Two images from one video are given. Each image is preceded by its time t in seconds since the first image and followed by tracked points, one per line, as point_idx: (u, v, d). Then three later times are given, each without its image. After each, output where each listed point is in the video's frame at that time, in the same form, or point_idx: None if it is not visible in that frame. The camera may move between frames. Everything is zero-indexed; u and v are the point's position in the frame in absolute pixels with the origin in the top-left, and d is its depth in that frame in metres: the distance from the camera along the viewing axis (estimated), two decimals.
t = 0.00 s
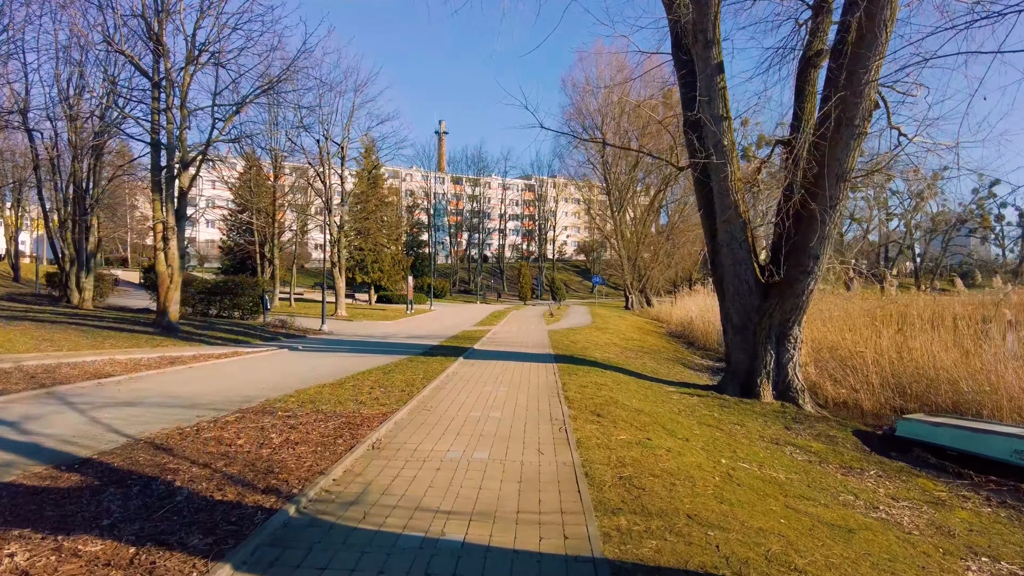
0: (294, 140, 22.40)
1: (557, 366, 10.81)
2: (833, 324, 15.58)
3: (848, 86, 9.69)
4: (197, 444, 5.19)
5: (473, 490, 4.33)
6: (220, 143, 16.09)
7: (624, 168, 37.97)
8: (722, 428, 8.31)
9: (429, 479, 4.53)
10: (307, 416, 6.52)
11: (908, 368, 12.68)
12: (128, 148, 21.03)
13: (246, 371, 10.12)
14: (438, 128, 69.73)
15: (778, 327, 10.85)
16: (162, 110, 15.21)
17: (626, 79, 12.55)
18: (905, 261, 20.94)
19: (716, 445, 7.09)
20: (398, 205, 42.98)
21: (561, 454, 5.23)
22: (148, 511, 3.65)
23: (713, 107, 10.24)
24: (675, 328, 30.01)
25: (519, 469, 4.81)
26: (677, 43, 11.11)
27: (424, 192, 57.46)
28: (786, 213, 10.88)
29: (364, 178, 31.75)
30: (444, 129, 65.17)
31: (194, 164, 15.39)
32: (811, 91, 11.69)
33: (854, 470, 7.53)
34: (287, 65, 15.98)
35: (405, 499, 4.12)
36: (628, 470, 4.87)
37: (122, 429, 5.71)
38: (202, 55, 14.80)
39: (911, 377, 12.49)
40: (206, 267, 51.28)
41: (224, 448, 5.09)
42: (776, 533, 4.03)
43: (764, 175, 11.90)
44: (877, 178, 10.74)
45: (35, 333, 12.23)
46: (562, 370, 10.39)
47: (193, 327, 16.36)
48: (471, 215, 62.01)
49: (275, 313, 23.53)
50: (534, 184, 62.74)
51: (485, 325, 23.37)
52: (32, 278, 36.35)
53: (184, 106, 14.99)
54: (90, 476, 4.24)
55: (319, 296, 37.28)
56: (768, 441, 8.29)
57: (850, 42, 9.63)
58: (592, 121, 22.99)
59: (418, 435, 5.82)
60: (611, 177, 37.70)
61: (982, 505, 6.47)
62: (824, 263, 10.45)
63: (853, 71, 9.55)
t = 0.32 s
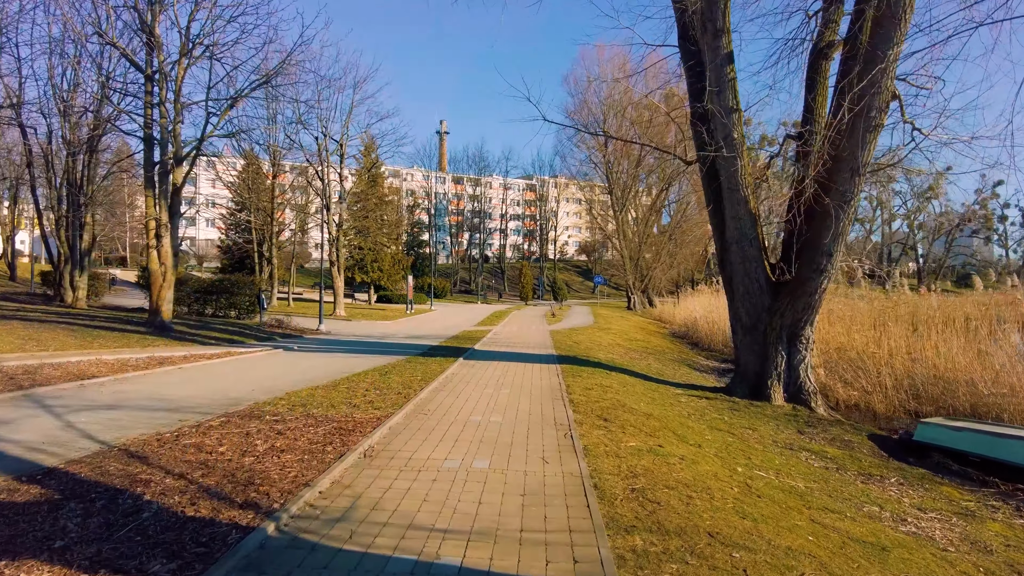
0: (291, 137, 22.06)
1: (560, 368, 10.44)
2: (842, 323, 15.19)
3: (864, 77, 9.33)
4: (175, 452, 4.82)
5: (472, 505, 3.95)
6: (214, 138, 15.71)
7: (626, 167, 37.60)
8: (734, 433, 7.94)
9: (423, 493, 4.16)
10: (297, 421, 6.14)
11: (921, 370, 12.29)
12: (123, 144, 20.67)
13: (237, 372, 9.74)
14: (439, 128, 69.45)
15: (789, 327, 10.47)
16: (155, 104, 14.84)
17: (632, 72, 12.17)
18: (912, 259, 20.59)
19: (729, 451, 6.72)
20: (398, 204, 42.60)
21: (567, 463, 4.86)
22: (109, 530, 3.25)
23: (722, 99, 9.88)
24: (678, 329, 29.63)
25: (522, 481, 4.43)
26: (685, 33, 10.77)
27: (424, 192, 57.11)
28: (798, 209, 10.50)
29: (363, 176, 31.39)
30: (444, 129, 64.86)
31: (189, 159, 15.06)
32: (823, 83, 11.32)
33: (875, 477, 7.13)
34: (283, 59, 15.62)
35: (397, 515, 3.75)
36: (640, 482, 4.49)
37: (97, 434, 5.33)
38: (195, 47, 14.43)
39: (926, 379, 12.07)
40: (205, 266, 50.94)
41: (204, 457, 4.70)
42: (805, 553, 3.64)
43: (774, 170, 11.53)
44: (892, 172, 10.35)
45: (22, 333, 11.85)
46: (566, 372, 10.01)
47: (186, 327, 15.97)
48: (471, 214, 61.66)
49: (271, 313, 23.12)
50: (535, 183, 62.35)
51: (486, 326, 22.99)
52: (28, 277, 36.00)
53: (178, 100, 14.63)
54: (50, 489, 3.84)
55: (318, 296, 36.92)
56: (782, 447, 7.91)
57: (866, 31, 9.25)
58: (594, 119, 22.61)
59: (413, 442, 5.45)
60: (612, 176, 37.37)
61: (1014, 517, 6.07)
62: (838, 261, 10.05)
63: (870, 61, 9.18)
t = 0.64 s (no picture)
0: (287, 136, 21.73)
1: (561, 373, 10.09)
2: (850, 327, 14.81)
3: (876, 72, 8.99)
4: (146, 468, 4.47)
5: (463, 531, 3.61)
6: (207, 137, 15.36)
7: (627, 168, 37.26)
8: (742, 444, 7.59)
9: (411, 516, 3.82)
10: (280, 432, 5.79)
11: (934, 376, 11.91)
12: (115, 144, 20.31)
13: (225, 378, 9.38)
14: (440, 129, 69.13)
15: (798, 332, 10.12)
16: (147, 102, 14.49)
17: (633, 71, 11.83)
18: (920, 262, 20.23)
19: (739, 464, 6.37)
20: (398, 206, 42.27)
21: (568, 481, 4.52)
22: (55, 565, 2.91)
23: (728, 95, 9.55)
24: (680, 332, 29.23)
25: (518, 503, 4.09)
26: (688, 29, 10.46)
27: (424, 194, 56.78)
28: (806, 208, 10.16)
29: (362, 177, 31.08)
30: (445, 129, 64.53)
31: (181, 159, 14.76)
32: (831, 80, 10.98)
33: (891, 491, 6.79)
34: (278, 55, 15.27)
35: (380, 543, 3.41)
36: (645, 502, 4.16)
37: (65, 448, 4.98)
38: (188, 44, 14.09)
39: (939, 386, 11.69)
40: (204, 268, 50.65)
41: (176, 474, 4.36)
42: None
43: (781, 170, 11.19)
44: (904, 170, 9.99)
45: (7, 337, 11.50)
46: (567, 378, 9.65)
47: (178, 330, 15.61)
48: (472, 216, 61.36)
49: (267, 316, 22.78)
50: (536, 184, 62.03)
51: (486, 329, 22.62)
52: (24, 279, 35.57)
53: (170, 98, 14.30)
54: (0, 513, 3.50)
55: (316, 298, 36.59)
56: (792, 457, 7.56)
57: (878, 24, 8.91)
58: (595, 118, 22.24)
59: (404, 456, 5.12)
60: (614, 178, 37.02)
61: None
62: (848, 263, 9.70)
63: (883, 55, 8.84)
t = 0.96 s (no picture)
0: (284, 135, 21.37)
1: (562, 378, 9.71)
2: (859, 329, 14.39)
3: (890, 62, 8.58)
4: (109, 485, 4.09)
5: (450, 561, 3.23)
6: (198, 135, 14.96)
7: (629, 168, 36.86)
8: (753, 453, 7.18)
9: (391, 543, 3.43)
10: (261, 444, 5.41)
11: (949, 379, 11.49)
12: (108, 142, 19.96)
13: (212, 383, 9.00)
14: (441, 130, 68.93)
15: (808, 334, 9.73)
16: (137, 99, 14.13)
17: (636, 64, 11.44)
18: (929, 261, 19.88)
19: (752, 476, 5.98)
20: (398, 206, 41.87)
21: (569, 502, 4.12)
22: None
23: (735, 87, 9.19)
24: (683, 333, 28.84)
25: (514, 527, 3.70)
26: (693, 20, 10.11)
27: (425, 195, 56.44)
28: (817, 205, 9.76)
29: (361, 177, 30.72)
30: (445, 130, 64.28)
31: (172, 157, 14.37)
32: (841, 73, 10.58)
33: (913, 503, 6.37)
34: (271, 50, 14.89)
35: None
36: (653, 525, 3.79)
37: (24, 463, 4.59)
38: (178, 39, 13.69)
39: (954, 389, 11.25)
40: (204, 270, 50.32)
41: (138, 493, 3.96)
42: None
43: (790, 167, 10.80)
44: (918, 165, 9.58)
45: None
46: (568, 382, 9.26)
47: (170, 333, 15.23)
48: (473, 216, 60.99)
49: (263, 318, 22.40)
50: (537, 185, 61.67)
51: (486, 330, 22.22)
52: (20, 280, 35.24)
53: (160, 95, 13.92)
54: None
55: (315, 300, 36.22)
56: (805, 467, 7.17)
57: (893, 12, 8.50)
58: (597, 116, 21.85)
59: (391, 472, 4.73)
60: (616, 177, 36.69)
61: None
62: (861, 262, 9.28)
63: (898, 45, 8.43)
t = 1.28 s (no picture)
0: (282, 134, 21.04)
1: (566, 381, 9.34)
2: (872, 330, 13.97)
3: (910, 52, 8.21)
4: (71, 501, 3.73)
5: None
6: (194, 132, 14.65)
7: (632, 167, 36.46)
8: (767, 462, 6.82)
9: (379, 570, 3.08)
10: (245, 454, 5.06)
11: (969, 384, 11.07)
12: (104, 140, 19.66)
13: (202, 387, 8.65)
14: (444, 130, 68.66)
15: (822, 336, 9.35)
16: (130, 96, 13.83)
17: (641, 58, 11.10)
18: (941, 261, 19.47)
19: (769, 488, 5.62)
20: (400, 206, 41.56)
21: (575, 521, 3.77)
22: None
23: (747, 79, 8.84)
24: (688, 334, 28.42)
25: (516, 550, 3.35)
26: (701, 11, 9.76)
27: (427, 195, 56.12)
28: (831, 202, 9.39)
29: (362, 176, 30.38)
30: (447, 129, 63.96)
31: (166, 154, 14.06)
32: (855, 66, 10.20)
33: (939, 516, 6.00)
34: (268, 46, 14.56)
35: None
36: (670, 548, 3.43)
37: None
38: (172, 34, 13.39)
39: (973, 394, 10.83)
40: (205, 270, 50.06)
41: (103, 510, 3.61)
42: None
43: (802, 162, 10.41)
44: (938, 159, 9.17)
45: None
46: (572, 386, 8.90)
47: (165, 334, 14.92)
48: (476, 217, 60.63)
49: (262, 318, 22.06)
50: (540, 185, 61.27)
51: (488, 332, 21.85)
52: (19, 281, 35.01)
53: (154, 91, 13.62)
54: None
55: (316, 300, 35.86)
56: (823, 476, 6.79)
57: None
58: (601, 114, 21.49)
59: (383, 486, 4.38)
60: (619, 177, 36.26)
61: None
62: (878, 261, 8.90)
63: (918, 34, 8.06)
